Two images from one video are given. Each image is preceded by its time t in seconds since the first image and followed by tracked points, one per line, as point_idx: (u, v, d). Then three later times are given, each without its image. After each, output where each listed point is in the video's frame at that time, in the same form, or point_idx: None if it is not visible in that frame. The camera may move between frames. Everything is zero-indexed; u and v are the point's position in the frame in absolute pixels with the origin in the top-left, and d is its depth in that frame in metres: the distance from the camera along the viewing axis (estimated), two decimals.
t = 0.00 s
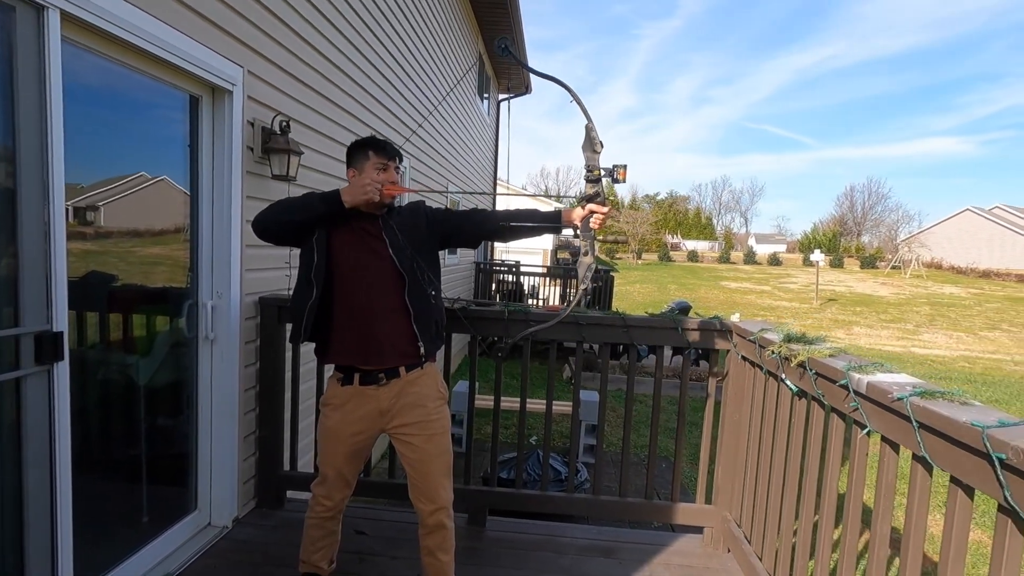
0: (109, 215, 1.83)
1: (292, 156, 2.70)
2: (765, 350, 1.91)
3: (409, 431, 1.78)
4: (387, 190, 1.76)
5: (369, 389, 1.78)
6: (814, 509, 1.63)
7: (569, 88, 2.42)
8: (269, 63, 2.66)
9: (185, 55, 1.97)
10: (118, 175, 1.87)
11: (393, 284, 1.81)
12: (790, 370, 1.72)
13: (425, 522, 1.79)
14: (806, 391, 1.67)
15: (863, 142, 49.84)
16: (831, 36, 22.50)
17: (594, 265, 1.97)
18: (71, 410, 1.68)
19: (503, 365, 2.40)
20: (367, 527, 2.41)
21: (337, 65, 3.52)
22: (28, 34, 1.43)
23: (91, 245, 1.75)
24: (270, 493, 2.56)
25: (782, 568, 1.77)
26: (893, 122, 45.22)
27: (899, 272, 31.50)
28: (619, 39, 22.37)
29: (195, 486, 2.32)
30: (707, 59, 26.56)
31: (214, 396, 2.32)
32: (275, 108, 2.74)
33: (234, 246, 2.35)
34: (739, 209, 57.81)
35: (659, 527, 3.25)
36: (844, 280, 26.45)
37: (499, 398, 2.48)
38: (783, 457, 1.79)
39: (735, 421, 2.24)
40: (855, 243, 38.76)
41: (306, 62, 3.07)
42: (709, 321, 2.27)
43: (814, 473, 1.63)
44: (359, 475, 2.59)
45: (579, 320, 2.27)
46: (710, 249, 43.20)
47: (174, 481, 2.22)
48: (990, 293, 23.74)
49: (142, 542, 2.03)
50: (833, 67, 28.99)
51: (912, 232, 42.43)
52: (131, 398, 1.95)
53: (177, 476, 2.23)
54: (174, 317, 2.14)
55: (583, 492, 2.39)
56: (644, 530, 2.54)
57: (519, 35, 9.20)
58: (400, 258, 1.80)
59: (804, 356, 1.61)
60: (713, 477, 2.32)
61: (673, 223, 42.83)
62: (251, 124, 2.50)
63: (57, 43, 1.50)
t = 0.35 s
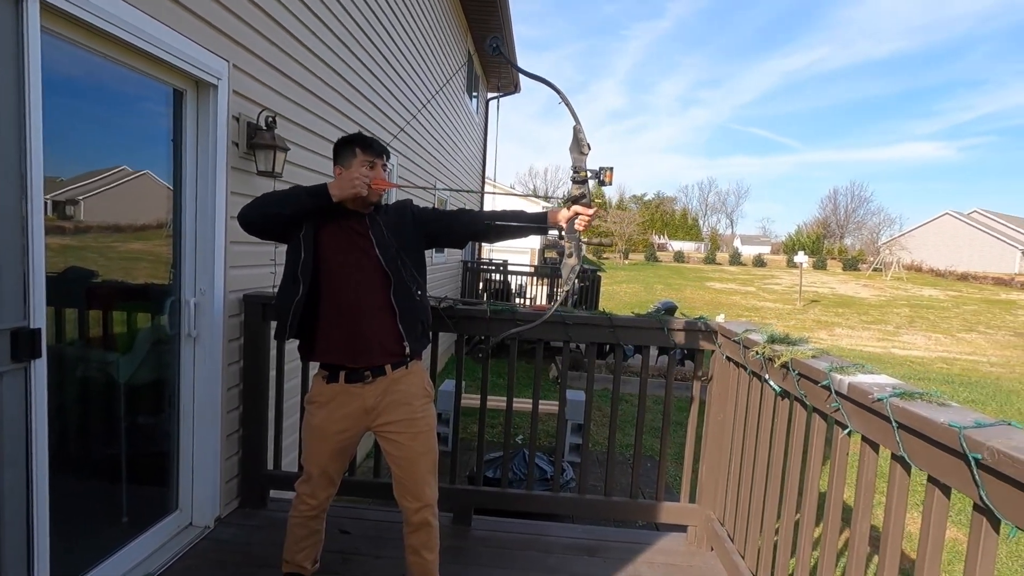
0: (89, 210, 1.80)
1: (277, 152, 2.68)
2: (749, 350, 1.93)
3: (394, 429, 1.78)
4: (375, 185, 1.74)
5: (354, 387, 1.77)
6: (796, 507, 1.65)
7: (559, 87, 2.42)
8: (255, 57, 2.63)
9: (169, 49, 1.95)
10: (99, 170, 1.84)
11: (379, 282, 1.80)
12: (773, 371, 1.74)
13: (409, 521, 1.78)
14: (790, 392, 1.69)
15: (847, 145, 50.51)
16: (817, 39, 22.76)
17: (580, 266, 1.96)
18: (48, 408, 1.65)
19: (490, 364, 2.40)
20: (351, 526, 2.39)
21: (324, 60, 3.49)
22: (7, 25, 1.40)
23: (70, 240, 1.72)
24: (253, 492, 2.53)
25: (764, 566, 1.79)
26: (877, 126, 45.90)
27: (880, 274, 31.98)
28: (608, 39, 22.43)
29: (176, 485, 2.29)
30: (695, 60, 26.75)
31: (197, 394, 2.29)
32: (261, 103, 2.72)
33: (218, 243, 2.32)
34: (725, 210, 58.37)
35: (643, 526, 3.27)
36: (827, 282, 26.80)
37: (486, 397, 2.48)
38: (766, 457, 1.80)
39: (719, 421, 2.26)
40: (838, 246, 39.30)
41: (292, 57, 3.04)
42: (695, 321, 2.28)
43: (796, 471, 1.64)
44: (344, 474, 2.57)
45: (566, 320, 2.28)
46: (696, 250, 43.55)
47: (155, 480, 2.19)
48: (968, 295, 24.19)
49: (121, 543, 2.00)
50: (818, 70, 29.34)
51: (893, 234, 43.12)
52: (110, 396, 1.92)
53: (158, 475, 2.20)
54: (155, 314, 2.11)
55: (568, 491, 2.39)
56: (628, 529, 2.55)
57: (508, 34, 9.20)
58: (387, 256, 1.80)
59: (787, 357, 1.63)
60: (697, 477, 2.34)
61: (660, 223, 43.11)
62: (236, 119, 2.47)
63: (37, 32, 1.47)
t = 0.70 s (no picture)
0: (71, 204, 1.77)
1: (265, 149, 2.66)
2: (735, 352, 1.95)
3: (381, 429, 1.77)
4: (363, 183, 1.74)
5: (341, 386, 1.76)
6: (779, 507, 1.66)
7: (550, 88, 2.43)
8: (243, 54, 2.60)
9: (156, 43, 1.92)
10: (81, 163, 1.81)
11: (366, 282, 1.79)
12: (758, 373, 1.76)
13: (395, 521, 1.78)
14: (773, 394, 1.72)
15: (833, 150, 51.13)
16: (805, 45, 23.00)
17: (569, 268, 1.97)
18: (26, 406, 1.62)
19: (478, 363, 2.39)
20: (337, 526, 2.38)
21: (314, 58, 3.47)
22: None
23: (51, 235, 1.70)
24: (238, 493, 2.51)
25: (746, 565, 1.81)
26: (862, 132, 46.53)
27: (864, 277, 32.41)
28: (599, 41, 22.49)
29: (159, 485, 2.26)
30: (684, 63, 26.93)
31: (180, 393, 2.26)
32: (249, 99, 2.69)
33: (204, 240, 2.30)
34: (712, 213, 58.91)
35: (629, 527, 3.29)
36: (812, 285, 27.13)
37: (474, 397, 2.47)
38: (751, 457, 1.82)
39: (705, 422, 2.28)
40: (823, 249, 39.77)
41: (281, 54, 3.02)
42: (683, 324, 2.30)
43: (779, 472, 1.66)
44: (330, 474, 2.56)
45: (555, 321, 2.28)
46: (684, 252, 43.87)
47: (137, 479, 2.16)
48: (948, 299, 24.59)
49: (101, 545, 1.97)
50: (806, 76, 29.67)
51: (877, 239, 43.72)
52: (91, 394, 1.89)
53: (140, 475, 2.17)
54: (138, 311, 2.09)
55: (554, 491, 2.40)
56: (614, 529, 2.56)
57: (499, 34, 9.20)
58: (374, 255, 1.79)
59: (772, 360, 1.65)
60: (682, 477, 2.35)
61: (648, 225, 43.35)
62: (224, 115, 2.45)
63: (19, 22, 1.44)
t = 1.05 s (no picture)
0: (59, 203, 1.75)
1: (257, 150, 2.65)
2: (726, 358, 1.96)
3: (370, 433, 1.76)
4: (356, 186, 1.73)
5: (331, 389, 1.75)
6: (768, 511, 1.67)
7: (545, 93, 2.44)
8: (236, 54, 2.59)
9: (147, 42, 1.91)
10: (69, 161, 1.79)
11: (358, 284, 1.78)
12: (749, 379, 1.77)
13: (383, 526, 1.77)
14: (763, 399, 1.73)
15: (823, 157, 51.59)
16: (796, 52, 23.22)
17: (561, 278, 1.98)
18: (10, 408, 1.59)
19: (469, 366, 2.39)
20: (326, 530, 2.37)
21: (308, 59, 3.46)
22: None
23: (38, 234, 1.68)
24: (226, 495, 2.49)
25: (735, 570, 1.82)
26: (852, 140, 47.00)
27: (853, 283, 32.74)
28: (592, 45, 22.59)
29: (146, 488, 2.24)
30: (677, 69, 27.12)
31: (169, 395, 2.24)
32: (242, 99, 2.68)
33: (194, 240, 2.28)
34: (704, 218, 59.25)
35: (619, 532, 3.29)
36: (801, 291, 27.32)
37: (465, 400, 2.47)
38: (740, 461, 1.83)
39: (695, 426, 2.29)
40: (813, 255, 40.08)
41: (275, 55, 3.01)
42: (675, 329, 2.31)
43: (768, 476, 1.67)
44: (320, 477, 2.54)
45: (547, 325, 2.29)
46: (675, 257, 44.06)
47: (123, 483, 2.14)
48: (935, 305, 24.87)
49: (87, 549, 1.94)
50: (796, 83, 29.95)
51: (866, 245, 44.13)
52: (77, 396, 1.87)
53: (127, 477, 2.15)
54: (127, 312, 2.06)
55: (545, 495, 2.39)
56: (604, 533, 2.56)
57: (493, 37, 9.22)
58: (366, 257, 1.78)
59: (763, 365, 1.66)
60: (673, 481, 2.36)
61: (640, 229, 43.52)
62: (216, 116, 2.43)
63: (8, 19, 1.42)
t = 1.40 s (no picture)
0: (53, 203, 1.74)
1: (254, 152, 2.65)
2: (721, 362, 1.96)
3: (366, 436, 1.76)
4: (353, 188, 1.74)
5: (326, 393, 1.74)
6: (763, 516, 1.67)
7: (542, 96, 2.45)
8: (234, 55, 2.59)
9: (145, 43, 1.91)
10: (65, 161, 1.78)
11: (354, 287, 1.78)
12: (744, 383, 1.78)
13: (378, 529, 1.76)
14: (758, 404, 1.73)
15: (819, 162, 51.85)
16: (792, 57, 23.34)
17: (558, 277, 1.99)
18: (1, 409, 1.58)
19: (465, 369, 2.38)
20: (320, 534, 2.35)
21: (305, 61, 3.46)
22: None
23: (32, 234, 1.67)
24: (219, 497, 2.48)
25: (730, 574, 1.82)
26: (847, 146, 47.27)
27: (847, 288, 32.87)
28: (589, 49, 22.65)
29: (139, 490, 2.22)
30: (674, 73, 27.22)
31: (162, 397, 2.23)
32: (239, 101, 2.68)
33: (190, 241, 2.28)
34: (699, 222, 59.44)
35: (614, 536, 3.28)
36: (796, 295, 27.41)
37: (461, 403, 2.45)
38: (736, 465, 1.83)
39: (690, 431, 2.29)
40: (808, 260, 40.24)
41: (272, 56, 3.01)
42: (671, 332, 2.32)
43: (763, 480, 1.68)
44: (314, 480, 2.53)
45: (544, 328, 2.29)
46: (671, 261, 44.18)
47: (116, 485, 2.12)
48: (929, 311, 24.99)
49: (79, 551, 1.93)
50: (792, 88, 30.11)
51: (861, 250, 44.34)
52: (70, 397, 1.86)
53: (120, 479, 2.14)
54: (121, 313, 2.06)
55: (541, 499, 2.39)
56: (599, 538, 2.56)
57: (491, 41, 9.24)
58: (363, 260, 1.78)
59: (758, 370, 1.66)
60: (668, 486, 2.36)
61: (636, 233, 43.62)
62: (213, 117, 2.43)
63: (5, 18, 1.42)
